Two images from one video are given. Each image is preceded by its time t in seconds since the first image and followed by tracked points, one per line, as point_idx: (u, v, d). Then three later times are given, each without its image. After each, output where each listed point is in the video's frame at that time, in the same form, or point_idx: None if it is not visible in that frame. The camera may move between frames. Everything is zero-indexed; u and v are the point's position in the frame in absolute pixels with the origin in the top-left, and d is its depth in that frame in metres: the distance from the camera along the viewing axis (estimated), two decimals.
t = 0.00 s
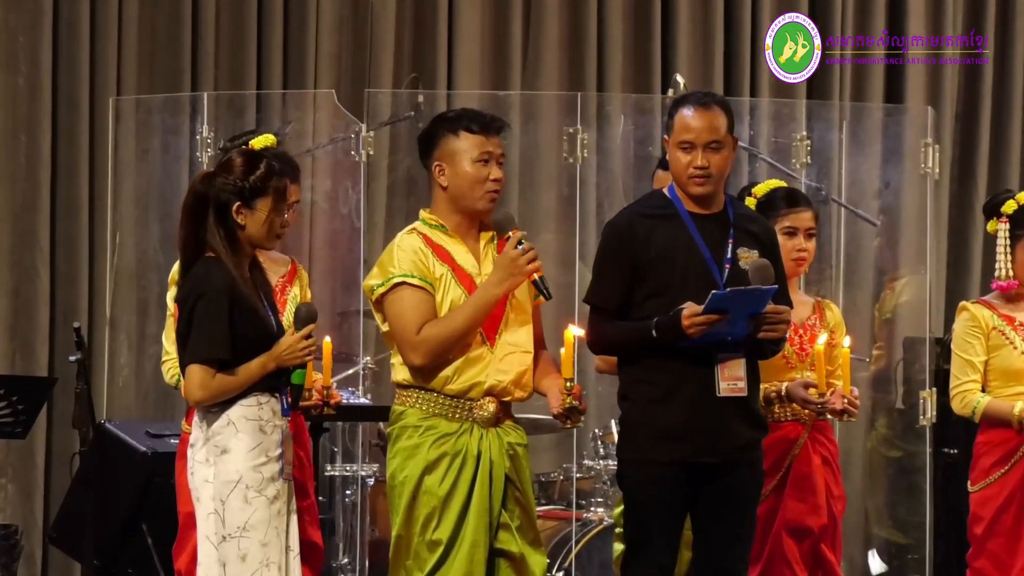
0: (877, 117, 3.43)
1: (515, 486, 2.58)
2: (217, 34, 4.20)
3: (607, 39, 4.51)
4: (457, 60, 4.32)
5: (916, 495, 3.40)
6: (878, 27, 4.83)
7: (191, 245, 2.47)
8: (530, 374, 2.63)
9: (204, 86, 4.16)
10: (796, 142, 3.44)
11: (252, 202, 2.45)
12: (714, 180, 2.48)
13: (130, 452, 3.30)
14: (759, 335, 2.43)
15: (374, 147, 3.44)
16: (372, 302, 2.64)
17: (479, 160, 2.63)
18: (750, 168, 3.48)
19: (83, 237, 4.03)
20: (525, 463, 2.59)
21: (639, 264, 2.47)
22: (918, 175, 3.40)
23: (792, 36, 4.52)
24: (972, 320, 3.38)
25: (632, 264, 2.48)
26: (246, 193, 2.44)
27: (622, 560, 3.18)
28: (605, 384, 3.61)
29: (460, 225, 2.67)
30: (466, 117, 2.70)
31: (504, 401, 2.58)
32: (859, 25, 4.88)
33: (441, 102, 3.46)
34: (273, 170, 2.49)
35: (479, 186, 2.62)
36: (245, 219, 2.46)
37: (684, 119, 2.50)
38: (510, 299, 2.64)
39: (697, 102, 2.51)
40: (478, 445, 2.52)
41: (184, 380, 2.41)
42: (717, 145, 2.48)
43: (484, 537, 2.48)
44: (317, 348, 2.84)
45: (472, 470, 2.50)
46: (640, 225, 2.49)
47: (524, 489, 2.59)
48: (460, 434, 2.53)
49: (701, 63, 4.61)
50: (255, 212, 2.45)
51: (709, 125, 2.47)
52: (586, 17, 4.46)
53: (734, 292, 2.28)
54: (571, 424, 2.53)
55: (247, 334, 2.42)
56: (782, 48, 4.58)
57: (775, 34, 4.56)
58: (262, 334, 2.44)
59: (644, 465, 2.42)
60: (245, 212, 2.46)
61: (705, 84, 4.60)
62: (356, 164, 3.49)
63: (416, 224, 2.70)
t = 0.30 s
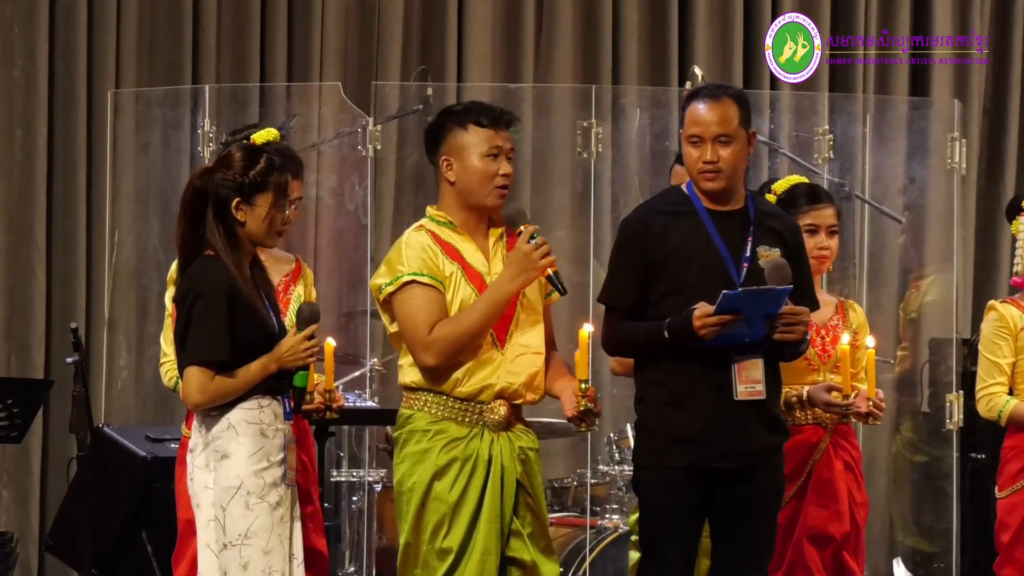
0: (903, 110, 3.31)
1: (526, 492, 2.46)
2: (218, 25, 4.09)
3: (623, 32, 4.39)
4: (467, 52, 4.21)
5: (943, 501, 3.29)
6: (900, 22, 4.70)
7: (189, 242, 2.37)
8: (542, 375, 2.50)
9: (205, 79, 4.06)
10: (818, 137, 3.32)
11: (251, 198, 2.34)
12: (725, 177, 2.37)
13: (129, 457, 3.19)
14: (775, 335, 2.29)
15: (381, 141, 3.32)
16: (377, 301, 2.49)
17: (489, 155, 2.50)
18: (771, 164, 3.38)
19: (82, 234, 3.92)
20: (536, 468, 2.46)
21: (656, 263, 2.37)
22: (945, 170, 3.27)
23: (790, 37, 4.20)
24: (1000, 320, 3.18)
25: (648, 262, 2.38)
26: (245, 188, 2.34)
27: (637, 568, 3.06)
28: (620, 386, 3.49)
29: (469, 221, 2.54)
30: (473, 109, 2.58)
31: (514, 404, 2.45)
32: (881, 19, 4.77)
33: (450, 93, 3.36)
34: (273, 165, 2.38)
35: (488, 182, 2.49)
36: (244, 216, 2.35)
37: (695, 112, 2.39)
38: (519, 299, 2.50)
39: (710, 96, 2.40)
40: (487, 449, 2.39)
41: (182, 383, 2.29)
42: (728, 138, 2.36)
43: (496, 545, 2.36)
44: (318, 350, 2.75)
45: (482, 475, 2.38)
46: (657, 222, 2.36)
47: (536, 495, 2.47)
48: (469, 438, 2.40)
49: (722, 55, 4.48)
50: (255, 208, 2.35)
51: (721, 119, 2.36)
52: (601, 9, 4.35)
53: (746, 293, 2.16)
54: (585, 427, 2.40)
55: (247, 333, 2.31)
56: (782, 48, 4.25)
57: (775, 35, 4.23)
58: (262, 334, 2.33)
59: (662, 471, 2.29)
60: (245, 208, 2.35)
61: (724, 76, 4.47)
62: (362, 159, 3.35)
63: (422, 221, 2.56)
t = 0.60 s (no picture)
0: (931, 102, 3.18)
1: (537, 500, 2.31)
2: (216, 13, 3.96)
3: (638, 23, 4.26)
4: (476, 42, 4.07)
5: (972, 510, 3.15)
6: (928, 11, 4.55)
7: (183, 240, 2.24)
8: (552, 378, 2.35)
9: (203, 68, 3.93)
10: (842, 130, 3.18)
11: (247, 194, 2.21)
12: (745, 171, 2.20)
13: (123, 464, 3.06)
14: (792, 336, 2.14)
15: (386, 134, 3.19)
16: (380, 303, 2.34)
17: (498, 150, 2.34)
18: (792, 158, 3.25)
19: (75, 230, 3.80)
20: (547, 475, 2.31)
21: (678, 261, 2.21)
22: (975, 164, 3.15)
23: (789, 37, 3.85)
24: None
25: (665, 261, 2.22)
26: (240, 184, 2.21)
27: None
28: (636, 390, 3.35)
29: (476, 219, 2.37)
30: (483, 101, 2.40)
31: (523, 408, 2.30)
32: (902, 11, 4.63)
33: (458, 85, 3.22)
34: (270, 159, 2.24)
35: (497, 179, 2.33)
36: (240, 213, 2.22)
37: (711, 104, 2.23)
38: (529, 299, 2.36)
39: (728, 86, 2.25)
40: (495, 455, 2.24)
41: (176, 387, 2.16)
42: (745, 130, 2.20)
43: (505, 556, 2.21)
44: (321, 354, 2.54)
45: (490, 482, 2.23)
46: (673, 219, 2.22)
47: (547, 504, 2.32)
48: (476, 444, 2.25)
49: (741, 44, 4.35)
50: (252, 204, 2.22)
51: (739, 109, 2.20)
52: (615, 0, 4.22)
53: (756, 291, 2.03)
54: (597, 433, 2.26)
55: (243, 335, 2.17)
56: (783, 48, 3.84)
57: (773, 36, 3.87)
58: (260, 335, 2.19)
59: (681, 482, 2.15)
60: (241, 204, 2.22)
61: (741, 68, 4.33)
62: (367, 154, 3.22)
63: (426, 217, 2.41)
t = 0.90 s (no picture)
0: (947, 97, 3.11)
1: (542, 505, 2.22)
2: (214, 7, 3.89)
3: (647, 17, 4.18)
4: (481, 35, 3.99)
5: (990, 516, 3.07)
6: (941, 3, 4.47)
7: (178, 239, 2.16)
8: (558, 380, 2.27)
9: (199, 61, 3.86)
10: (855, 126, 3.11)
11: (244, 190, 2.14)
12: (758, 167, 2.11)
13: (119, 468, 2.98)
14: (803, 337, 2.05)
15: (388, 130, 3.12)
16: (380, 303, 2.25)
17: (504, 148, 2.24)
18: (805, 155, 3.15)
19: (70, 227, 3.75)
20: (553, 479, 2.23)
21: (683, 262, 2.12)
22: (993, 160, 3.09)
23: (783, 44, 3.44)
24: None
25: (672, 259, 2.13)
26: (236, 181, 2.14)
27: None
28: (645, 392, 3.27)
29: (479, 217, 2.28)
30: (490, 97, 2.30)
31: (528, 411, 2.22)
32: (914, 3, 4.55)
33: (463, 79, 3.15)
34: (267, 156, 2.17)
35: (502, 177, 2.23)
36: (237, 211, 2.14)
37: (722, 98, 2.14)
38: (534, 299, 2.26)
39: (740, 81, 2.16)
40: (500, 459, 2.16)
41: (171, 389, 2.08)
42: (758, 125, 2.10)
43: (511, 563, 2.13)
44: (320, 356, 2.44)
45: (495, 486, 2.15)
46: (683, 217, 2.12)
47: (553, 509, 2.23)
48: (481, 448, 2.17)
49: (752, 37, 4.27)
50: (248, 202, 2.14)
51: (752, 102, 2.11)
52: None
53: (764, 290, 1.96)
54: (606, 437, 2.18)
55: (240, 336, 2.10)
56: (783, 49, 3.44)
57: (771, 36, 3.46)
58: (258, 336, 2.11)
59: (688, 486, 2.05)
60: (237, 202, 2.14)
61: (751, 61, 4.25)
62: (369, 150, 3.14)
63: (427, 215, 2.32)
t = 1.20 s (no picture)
0: (965, 91, 3.03)
1: (548, 510, 2.13)
2: None
3: (656, 10, 4.10)
4: (485, 29, 3.91)
5: (1009, 522, 3.00)
6: None
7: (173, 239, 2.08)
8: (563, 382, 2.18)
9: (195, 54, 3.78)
10: (869, 120, 3.03)
11: (240, 185, 2.06)
12: (773, 162, 2.01)
13: (114, 473, 2.89)
14: (817, 338, 1.97)
15: (390, 125, 3.03)
16: (381, 303, 2.17)
17: (512, 145, 2.15)
18: (818, 151, 3.07)
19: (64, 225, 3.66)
20: (559, 483, 2.14)
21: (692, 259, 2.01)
22: (1013, 155, 3.01)
23: (791, 31, 2.47)
24: None
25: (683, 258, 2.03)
26: (230, 176, 2.05)
27: None
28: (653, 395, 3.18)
29: (483, 217, 2.19)
30: (499, 92, 2.20)
31: (532, 414, 2.13)
32: None
33: (466, 73, 3.06)
34: (259, 146, 2.09)
35: (509, 175, 2.15)
36: (235, 207, 2.06)
37: (737, 90, 2.05)
38: (540, 299, 2.18)
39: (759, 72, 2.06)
40: (505, 463, 2.08)
41: (166, 391, 2.00)
42: (774, 119, 2.01)
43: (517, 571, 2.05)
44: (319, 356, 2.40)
45: (501, 491, 2.07)
46: (693, 211, 2.02)
47: (559, 514, 2.14)
48: (485, 452, 2.08)
49: (763, 30, 4.18)
50: (246, 196, 2.06)
51: (767, 96, 2.02)
52: None
53: (779, 288, 1.87)
54: (613, 441, 2.09)
55: (238, 337, 2.01)
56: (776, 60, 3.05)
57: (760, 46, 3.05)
58: (257, 337, 2.02)
59: (701, 491, 1.96)
60: (235, 197, 2.06)
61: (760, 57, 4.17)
62: (370, 146, 3.06)
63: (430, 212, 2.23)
